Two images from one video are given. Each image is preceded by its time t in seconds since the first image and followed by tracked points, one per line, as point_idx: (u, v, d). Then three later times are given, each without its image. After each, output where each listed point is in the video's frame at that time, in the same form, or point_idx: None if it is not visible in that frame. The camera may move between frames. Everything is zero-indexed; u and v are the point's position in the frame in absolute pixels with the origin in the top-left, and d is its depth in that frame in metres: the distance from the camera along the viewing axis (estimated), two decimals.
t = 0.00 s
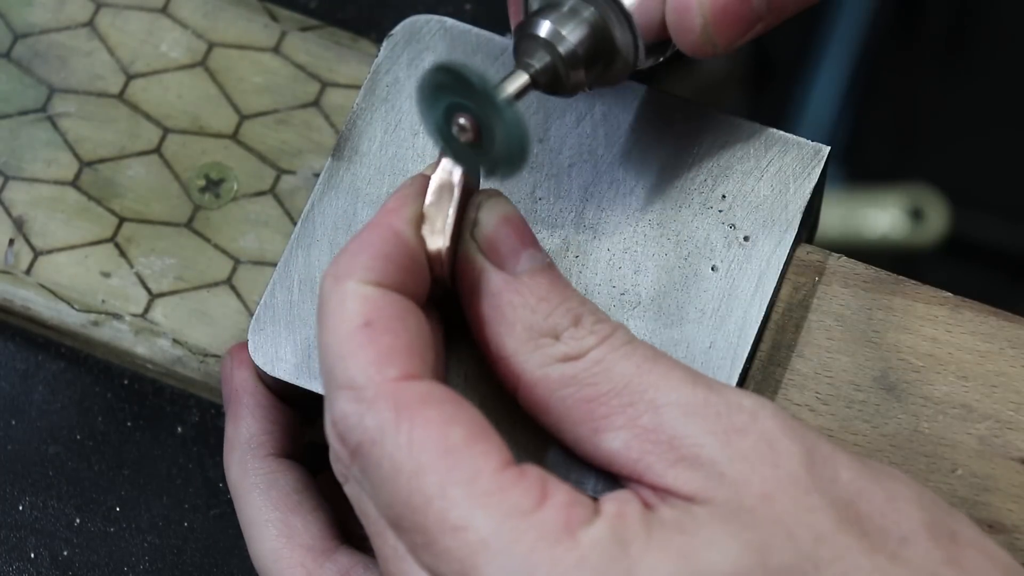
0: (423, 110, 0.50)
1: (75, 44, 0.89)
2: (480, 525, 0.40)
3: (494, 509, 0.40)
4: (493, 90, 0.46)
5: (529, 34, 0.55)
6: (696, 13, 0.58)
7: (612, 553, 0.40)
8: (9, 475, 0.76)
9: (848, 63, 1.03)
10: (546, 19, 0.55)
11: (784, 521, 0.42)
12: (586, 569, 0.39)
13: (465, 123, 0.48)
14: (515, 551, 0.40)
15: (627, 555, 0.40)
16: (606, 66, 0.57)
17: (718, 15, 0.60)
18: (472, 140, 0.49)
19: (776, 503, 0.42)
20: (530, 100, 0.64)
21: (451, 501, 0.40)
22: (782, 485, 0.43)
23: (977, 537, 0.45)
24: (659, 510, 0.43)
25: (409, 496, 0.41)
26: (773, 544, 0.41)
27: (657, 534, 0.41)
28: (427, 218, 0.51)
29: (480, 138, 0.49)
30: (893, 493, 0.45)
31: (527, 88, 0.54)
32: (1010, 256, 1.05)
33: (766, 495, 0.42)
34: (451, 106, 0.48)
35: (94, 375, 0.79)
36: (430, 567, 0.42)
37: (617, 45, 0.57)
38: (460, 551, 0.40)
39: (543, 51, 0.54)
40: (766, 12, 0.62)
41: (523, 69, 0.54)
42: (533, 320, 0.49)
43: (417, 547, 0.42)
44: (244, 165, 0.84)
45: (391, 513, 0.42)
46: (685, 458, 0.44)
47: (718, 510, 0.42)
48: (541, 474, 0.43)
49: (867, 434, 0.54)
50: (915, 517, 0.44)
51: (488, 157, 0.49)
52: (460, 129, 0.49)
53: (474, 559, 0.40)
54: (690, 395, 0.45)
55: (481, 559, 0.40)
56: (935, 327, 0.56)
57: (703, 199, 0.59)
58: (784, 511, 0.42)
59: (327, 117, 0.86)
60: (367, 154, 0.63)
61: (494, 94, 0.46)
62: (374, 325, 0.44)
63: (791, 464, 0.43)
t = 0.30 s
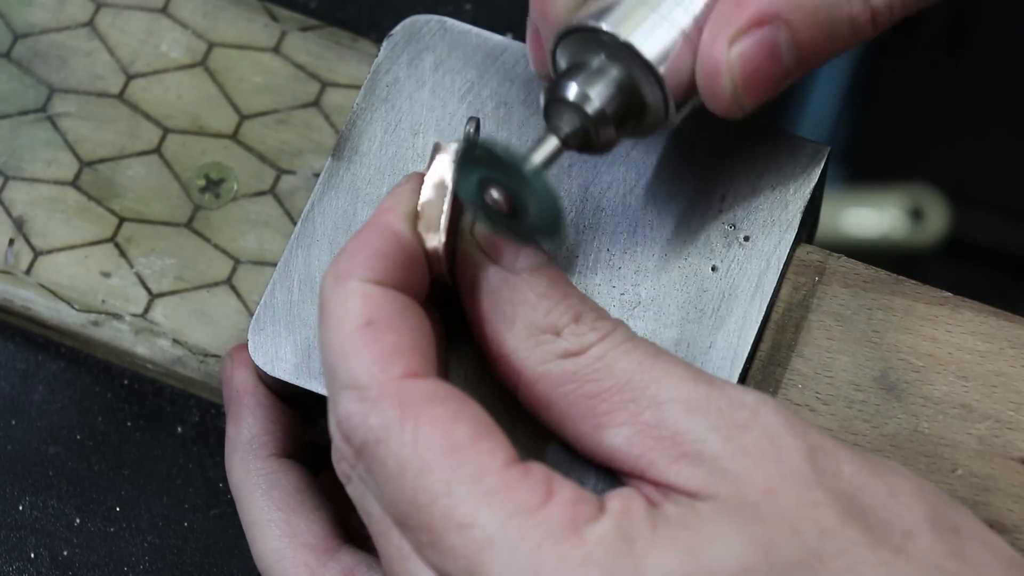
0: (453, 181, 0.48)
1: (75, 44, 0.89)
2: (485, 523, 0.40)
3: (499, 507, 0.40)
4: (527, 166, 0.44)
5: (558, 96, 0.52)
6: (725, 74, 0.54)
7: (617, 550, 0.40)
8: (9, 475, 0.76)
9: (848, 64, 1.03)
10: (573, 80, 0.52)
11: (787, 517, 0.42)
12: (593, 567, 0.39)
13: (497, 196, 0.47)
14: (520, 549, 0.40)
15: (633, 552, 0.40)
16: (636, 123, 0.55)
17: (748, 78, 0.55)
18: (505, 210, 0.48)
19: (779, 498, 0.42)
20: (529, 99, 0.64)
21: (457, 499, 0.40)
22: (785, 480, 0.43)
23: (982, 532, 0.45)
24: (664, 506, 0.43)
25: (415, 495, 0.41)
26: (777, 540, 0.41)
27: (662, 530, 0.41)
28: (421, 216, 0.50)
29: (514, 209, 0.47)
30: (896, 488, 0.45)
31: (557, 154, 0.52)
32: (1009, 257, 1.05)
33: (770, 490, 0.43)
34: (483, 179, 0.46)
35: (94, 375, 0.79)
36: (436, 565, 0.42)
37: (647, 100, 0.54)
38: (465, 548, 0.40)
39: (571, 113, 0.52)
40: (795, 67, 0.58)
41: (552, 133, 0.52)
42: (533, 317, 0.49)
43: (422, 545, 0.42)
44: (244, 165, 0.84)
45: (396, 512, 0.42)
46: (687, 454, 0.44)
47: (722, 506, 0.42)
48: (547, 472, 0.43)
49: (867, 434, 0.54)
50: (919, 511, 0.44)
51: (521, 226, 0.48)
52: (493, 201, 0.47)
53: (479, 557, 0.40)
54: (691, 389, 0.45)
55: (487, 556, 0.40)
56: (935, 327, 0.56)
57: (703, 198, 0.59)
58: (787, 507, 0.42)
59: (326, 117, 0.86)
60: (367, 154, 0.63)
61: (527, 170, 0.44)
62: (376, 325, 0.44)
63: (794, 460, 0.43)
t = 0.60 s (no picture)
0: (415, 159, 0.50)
1: (75, 44, 0.89)
2: (488, 521, 0.40)
3: (503, 506, 0.40)
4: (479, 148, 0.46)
5: (517, 80, 0.52)
6: (689, 63, 0.55)
7: (620, 548, 0.40)
8: (9, 476, 0.76)
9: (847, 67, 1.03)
10: (532, 62, 0.51)
11: (791, 514, 0.42)
12: (597, 565, 0.39)
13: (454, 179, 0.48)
14: (523, 547, 0.40)
15: (636, 550, 0.40)
16: (598, 104, 0.54)
17: (710, 67, 0.56)
18: (463, 194, 0.49)
19: (782, 496, 0.42)
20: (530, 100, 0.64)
21: (460, 497, 0.40)
22: (787, 478, 0.43)
23: (983, 528, 0.45)
24: (667, 504, 0.43)
25: (418, 493, 0.41)
26: (781, 536, 0.41)
27: (666, 528, 0.41)
28: (423, 216, 0.50)
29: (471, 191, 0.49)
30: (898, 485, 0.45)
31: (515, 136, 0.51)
32: (1008, 257, 1.05)
33: (773, 487, 0.43)
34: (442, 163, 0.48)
35: (94, 375, 0.79)
36: (439, 563, 0.42)
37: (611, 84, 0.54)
38: (469, 546, 0.40)
39: (531, 95, 0.51)
40: (758, 54, 0.59)
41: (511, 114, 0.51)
42: (533, 316, 0.49)
43: (426, 543, 0.42)
44: (244, 165, 0.84)
45: (399, 511, 0.42)
46: (689, 452, 0.44)
47: (725, 504, 0.42)
48: (550, 470, 0.43)
49: (867, 434, 0.54)
50: (921, 511, 0.44)
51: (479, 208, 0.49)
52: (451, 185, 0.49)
53: (483, 555, 0.40)
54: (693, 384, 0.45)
55: (490, 555, 0.40)
56: (935, 327, 0.56)
57: (703, 198, 0.59)
58: (789, 505, 0.42)
59: (326, 117, 0.86)
60: (367, 154, 0.63)
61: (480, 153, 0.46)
62: (378, 324, 0.44)
63: (796, 457, 0.43)
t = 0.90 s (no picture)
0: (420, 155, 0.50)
1: (75, 44, 0.89)
2: (489, 520, 0.40)
3: (503, 505, 0.40)
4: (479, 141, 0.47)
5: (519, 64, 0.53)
6: (690, 53, 0.56)
7: (622, 547, 0.40)
8: (9, 476, 0.76)
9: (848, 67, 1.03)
10: (533, 48, 0.52)
11: (791, 513, 0.42)
12: (598, 565, 0.39)
13: (456, 168, 0.48)
14: (524, 545, 0.39)
15: (637, 548, 0.40)
16: (601, 88, 0.55)
17: (710, 55, 0.57)
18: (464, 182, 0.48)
19: (782, 495, 0.42)
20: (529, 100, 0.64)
21: (460, 497, 0.40)
22: (788, 477, 0.43)
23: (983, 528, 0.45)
24: (667, 502, 0.43)
25: (419, 492, 0.41)
26: (780, 536, 0.41)
27: (667, 526, 0.41)
28: (422, 216, 0.50)
29: (473, 182, 0.48)
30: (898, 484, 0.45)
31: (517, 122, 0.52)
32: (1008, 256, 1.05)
33: (773, 486, 0.43)
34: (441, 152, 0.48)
35: (94, 375, 0.79)
36: (440, 563, 0.41)
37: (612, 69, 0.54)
38: (470, 546, 0.40)
39: (532, 82, 0.52)
40: (759, 39, 0.59)
41: (512, 101, 0.52)
42: (533, 315, 0.49)
43: (426, 543, 0.42)
44: (244, 165, 0.84)
45: (399, 510, 0.42)
46: (689, 451, 0.44)
47: (725, 503, 0.42)
48: (550, 469, 0.43)
49: (867, 434, 0.54)
50: (920, 510, 0.44)
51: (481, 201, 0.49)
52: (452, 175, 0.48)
53: (484, 555, 0.40)
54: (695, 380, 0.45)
55: (491, 554, 0.39)
56: (935, 327, 0.56)
57: (703, 198, 0.59)
58: (790, 504, 0.42)
59: (326, 117, 0.86)
60: (367, 154, 0.63)
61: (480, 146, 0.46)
62: (378, 324, 0.44)
63: (796, 456, 0.43)
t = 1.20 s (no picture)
0: None
1: (75, 44, 0.89)
2: (484, 515, 0.40)
3: (500, 501, 0.40)
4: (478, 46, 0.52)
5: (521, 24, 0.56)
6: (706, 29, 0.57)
7: (618, 552, 0.40)
8: (9, 475, 0.76)
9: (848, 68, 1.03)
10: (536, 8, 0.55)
11: (796, 510, 0.41)
12: (591, 566, 0.39)
13: None
14: (519, 542, 0.40)
15: (632, 552, 0.40)
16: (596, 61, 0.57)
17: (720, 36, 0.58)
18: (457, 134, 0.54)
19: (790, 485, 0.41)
20: (529, 100, 0.64)
21: (457, 490, 0.40)
22: (798, 465, 0.42)
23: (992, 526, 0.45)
24: (665, 505, 0.42)
25: (416, 482, 0.41)
26: (781, 538, 0.40)
27: (664, 531, 0.41)
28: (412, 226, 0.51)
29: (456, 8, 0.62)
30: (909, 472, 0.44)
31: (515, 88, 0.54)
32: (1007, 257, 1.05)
33: (781, 479, 0.41)
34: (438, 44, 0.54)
35: (94, 375, 0.79)
36: (437, 558, 0.41)
37: None
38: (466, 540, 0.40)
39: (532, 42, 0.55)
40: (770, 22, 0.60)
41: None
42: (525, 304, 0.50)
43: (418, 535, 0.42)
44: (244, 165, 0.84)
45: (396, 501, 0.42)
46: (705, 425, 0.43)
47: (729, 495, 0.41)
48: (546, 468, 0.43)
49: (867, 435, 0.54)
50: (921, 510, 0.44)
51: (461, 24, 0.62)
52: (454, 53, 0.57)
53: (479, 549, 0.40)
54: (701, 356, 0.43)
55: (485, 550, 0.40)
56: (935, 327, 0.56)
57: (702, 199, 0.59)
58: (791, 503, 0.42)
59: (326, 117, 0.86)
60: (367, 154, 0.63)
61: None
62: (378, 309, 0.45)
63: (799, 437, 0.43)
